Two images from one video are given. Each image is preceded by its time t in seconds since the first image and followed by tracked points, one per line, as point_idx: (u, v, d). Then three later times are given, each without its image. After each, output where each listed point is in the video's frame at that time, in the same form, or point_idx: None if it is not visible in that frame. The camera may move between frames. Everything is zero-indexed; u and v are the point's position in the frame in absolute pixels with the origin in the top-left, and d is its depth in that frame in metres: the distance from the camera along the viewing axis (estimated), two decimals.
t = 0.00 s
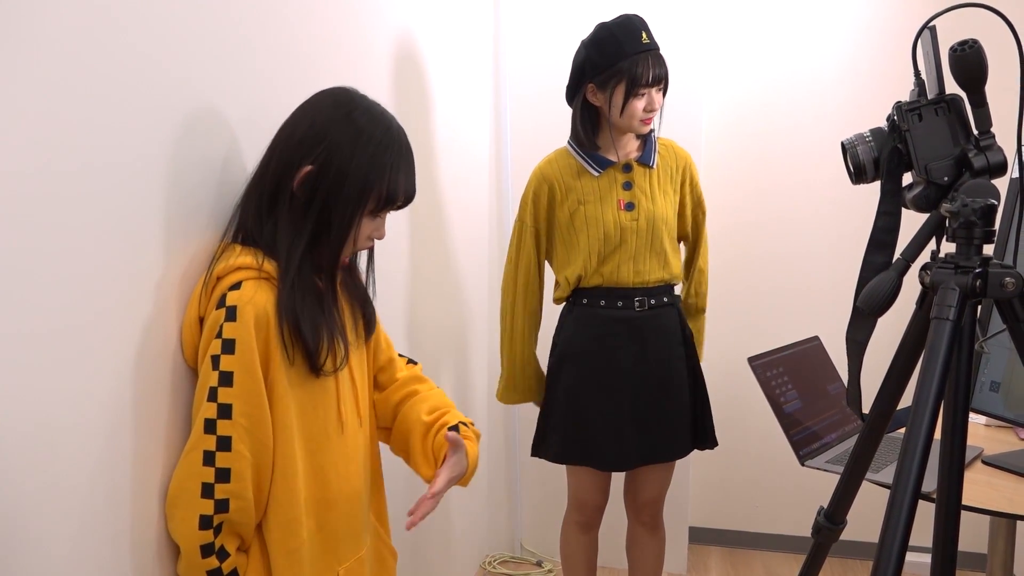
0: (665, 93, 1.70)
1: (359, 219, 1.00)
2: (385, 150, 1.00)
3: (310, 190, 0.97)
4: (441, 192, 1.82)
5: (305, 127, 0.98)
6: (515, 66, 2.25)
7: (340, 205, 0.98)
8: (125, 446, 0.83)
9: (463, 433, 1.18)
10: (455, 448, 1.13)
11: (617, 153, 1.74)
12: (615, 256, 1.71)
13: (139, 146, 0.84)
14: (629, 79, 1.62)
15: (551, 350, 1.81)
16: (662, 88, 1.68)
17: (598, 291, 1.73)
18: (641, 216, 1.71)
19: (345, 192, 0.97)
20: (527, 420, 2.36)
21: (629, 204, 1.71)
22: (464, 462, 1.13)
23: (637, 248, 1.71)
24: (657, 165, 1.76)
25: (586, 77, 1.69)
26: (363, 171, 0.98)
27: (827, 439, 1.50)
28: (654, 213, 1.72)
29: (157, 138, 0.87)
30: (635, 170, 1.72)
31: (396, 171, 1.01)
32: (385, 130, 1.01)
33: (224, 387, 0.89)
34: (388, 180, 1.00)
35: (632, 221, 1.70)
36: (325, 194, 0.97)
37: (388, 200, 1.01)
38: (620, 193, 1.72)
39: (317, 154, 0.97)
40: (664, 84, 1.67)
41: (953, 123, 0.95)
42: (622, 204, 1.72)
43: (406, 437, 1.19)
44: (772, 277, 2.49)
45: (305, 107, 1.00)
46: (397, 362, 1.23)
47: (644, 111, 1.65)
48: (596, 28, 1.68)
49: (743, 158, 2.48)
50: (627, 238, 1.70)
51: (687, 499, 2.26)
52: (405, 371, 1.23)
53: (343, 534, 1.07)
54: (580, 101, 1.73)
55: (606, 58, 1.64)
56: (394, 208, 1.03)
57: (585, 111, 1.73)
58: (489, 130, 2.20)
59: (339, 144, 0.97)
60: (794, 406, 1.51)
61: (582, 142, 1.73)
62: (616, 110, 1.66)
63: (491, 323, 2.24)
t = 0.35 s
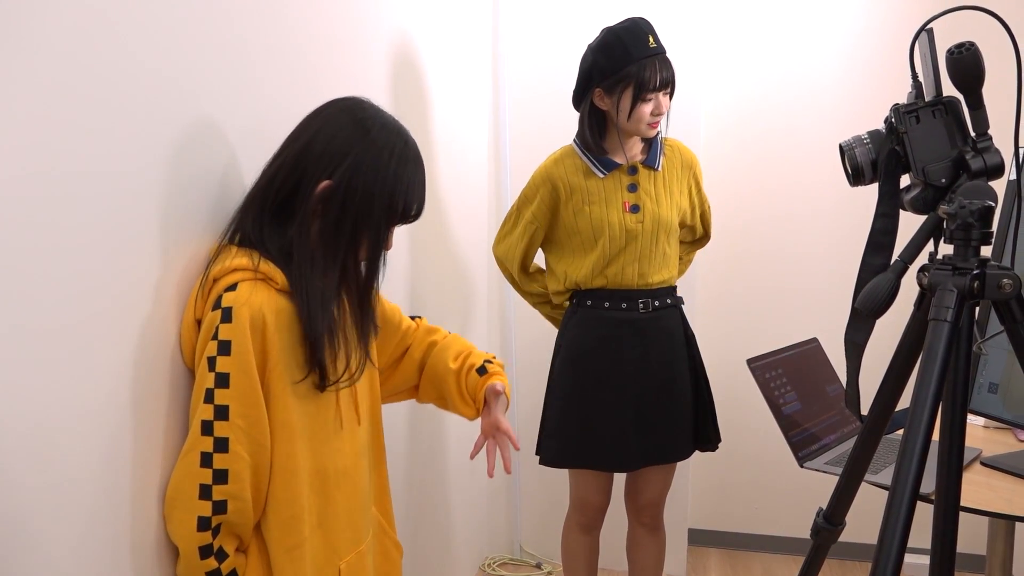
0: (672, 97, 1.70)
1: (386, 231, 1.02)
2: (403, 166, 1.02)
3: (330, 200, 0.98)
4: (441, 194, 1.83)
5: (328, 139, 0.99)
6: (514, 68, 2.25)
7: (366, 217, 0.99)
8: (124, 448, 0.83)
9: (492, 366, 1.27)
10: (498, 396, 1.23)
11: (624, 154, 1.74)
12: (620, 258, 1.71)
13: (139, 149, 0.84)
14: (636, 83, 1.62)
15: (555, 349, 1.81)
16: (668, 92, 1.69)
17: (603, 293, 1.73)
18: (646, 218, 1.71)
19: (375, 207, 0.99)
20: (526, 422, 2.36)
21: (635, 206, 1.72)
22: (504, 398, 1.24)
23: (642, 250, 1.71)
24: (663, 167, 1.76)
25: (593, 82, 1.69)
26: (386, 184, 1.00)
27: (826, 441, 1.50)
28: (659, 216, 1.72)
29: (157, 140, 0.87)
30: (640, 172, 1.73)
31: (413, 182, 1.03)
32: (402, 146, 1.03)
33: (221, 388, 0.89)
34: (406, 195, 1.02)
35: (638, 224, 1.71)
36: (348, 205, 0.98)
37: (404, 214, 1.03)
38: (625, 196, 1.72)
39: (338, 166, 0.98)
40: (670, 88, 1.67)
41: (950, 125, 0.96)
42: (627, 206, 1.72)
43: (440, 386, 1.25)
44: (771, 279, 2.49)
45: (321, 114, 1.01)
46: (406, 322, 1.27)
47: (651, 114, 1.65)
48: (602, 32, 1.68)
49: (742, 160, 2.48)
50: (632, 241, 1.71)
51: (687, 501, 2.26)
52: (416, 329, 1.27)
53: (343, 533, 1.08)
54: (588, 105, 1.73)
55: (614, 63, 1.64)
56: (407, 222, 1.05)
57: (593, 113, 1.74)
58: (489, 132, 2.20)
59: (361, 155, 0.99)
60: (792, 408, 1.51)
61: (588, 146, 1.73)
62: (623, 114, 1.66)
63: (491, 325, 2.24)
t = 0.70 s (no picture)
0: (671, 99, 1.71)
1: (382, 232, 1.01)
2: (401, 164, 1.01)
3: (323, 191, 0.98)
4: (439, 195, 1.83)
5: (327, 138, 1.00)
6: (513, 70, 2.25)
7: (361, 212, 0.98)
8: (123, 446, 0.84)
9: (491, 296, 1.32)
10: (515, 317, 1.29)
11: (624, 155, 1.75)
12: (619, 257, 1.72)
13: (137, 149, 0.84)
14: (635, 86, 1.62)
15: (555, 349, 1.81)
16: (667, 94, 1.69)
17: (601, 293, 1.73)
18: (645, 218, 1.71)
19: (369, 201, 0.98)
20: (525, 422, 2.36)
21: (634, 206, 1.72)
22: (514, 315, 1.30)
23: (640, 250, 1.71)
24: (663, 167, 1.76)
25: (593, 85, 1.70)
26: (382, 182, 0.99)
27: (823, 440, 1.51)
28: (658, 216, 1.72)
29: (154, 140, 0.88)
30: (639, 172, 1.73)
31: (412, 185, 1.01)
32: (404, 145, 1.02)
33: (218, 385, 0.89)
34: (403, 192, 1.00)
35: (637, 224, 1.71)
36: (342, 199, 0.98)
37: (401, 213, 1.01)
38: (625, 196, 1.73)
39: (332, 160, 0.99)
40: (670, 90, 1.68)
41: (946, 125, 0.96)
42: (626, 206, 1.72)
43: (452, 332, 1.28)
44: (769, 279, 2.50)
45: (322, 121, 1.02)
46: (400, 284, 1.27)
47: (651, 117, 1.66)
48: (601, 36, 1.68)
49: (740, 160, 2.49)
50: (631, 240, 1.71)
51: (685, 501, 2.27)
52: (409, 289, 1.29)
53: (342, 527, 1.08)
54: (587, 108, 1.73)
55: (613, 66, 1.64)
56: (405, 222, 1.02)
57: (592, 115, 1.75)
58: (487, 133, 2.21)
59: (356, 153, 0.99)
60: (790, 407, 1.51)
61: (587, 148, 1.73)
62: (623, 117, 1.67)
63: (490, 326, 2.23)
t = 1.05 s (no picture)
0: (671, 106, 1.71)
1: (372, 229, 1.00)
2: (391, 161, 1.01)
3: (314, 190, 0.98)
4: (438, 200, 1.83)
5: (318, 140, 1.01)
6: (513, 75, 2.26)
7: (350, 210, 0.98)
8: (122, 451, 0.84)
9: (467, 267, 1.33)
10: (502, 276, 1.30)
11: (623, 161, 1.74)
12: (617, 262, 1.72)
13: (136, 153, 0.85)
14: (636, 95, 1.63)
15: (554, 354, 1.82)
16: (667, 102, 1.70)
17: (600, 297, 1.74)
18: (644, 223, 1.72)
19: (357, 199, 0.98)
20: (524, 427, 2.36)
21: (632, 211, 1.73)
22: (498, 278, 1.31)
23: (639, 255, 1.72)
24: (662, 172, 1.76)
25: (593, 94, 1.70)
26: (370, 178, 0.99)
27: (822, 445, 1.51)
28: (657, 221, 1.73)
29: (153, 144, 0.88)
30: (639, 177, 1.73)
31: (401, 181, 1.01)
32: (395, 144, 1.02)
33: (218, 390, 0.89)
34: (391, 189, 1.00)
35: (635, 228, 1.72)
36: (331, 198, 0.98)
37: (388, 210, 1.00)
38: (623, 201, 1.73)
39: (323, 158, 0.99)
40: (669, 98, 1.69)
41: (944, 131, 0.96)
42: (624, 211, 1.73)
43: (446, 309, 1.28)
44: (768, 285, 2.50)
45: (317, 128, 1.02)
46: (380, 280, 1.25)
47: (651, 125, 1.66)
48: (601, 45, 1.69)
49: (739, 166, 2.49)
50: (629, 245, 1.71)
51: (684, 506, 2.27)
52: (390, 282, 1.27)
53: (341, 532, 1.08)
54: (587, 116, 1.73)
55: (613, 76, 1.65)
56: (395, 220, 1.01)
57: (592, 123, 1.74)
58: (487, 137, 2.21)
59: (346, 154, 0.99)
60: (789, 412, 1.52)
61: (586, 155, 1.73)
62: (623, 125, 1.67)
63: (489, 330, 2.23)
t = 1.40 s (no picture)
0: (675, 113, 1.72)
1: (367, 245, 1.00)
2: (400, 178, 1.01)
3: (318, 197, 0.99)
4: (441, 205, 1.83)
5: (330, 149, 1.02)
6: (516, 81, 2.26)
7: (350, 224, 0.98)
8: (126, 454, 0.84)
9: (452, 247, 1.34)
10: (486, 242, 1.30)
11: (626, 168, 1.75)
12: (620, 268, 1.72)
13: (142, 158, 0.86)
14: (640, 102, 1.64)
15: (556, 361, 1.81)
16: (672, 109, 1.71)
17: (604, 304, 1.74)
18: (646, 229, 1.72)
19: (358, 209, 0.98)
20: (525, 432, 2.36)
21: (636, 217, 1.73)
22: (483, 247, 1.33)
23: (642, 261, 1.72)
24: (665, 179, 1.77)
25: (597, 100, 1.70)
26: (374, 192, 0.99)
27: (824, 453, 1.51)
28: (660, 227, 1.73)
29: (159, 150, 0.89)
30: (642, 184, 1.74)
31: (405, 200, 1.01)
32: (406, 164, 1.03)
33: (226, 394, 0.90)
34: (394, 204, 1.00)
35: (638, 235, 1.72)
36: (332, 208, 0.98)
37: (387, 226, 1.00)
38: (626, 208, 1.74)
39: (331, 167, 1.00)
40: (673, 105, 1.69)
41: (946, 141, 0.97)
42: (627, 217, 1.73)
43: (442, 296, 1.30)
44: (771, 292, 2.50)
45: (333, 138, 1.03)
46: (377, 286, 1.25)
47: (655, 132, 1.67)
48: (605, 52, 1.70)
49: (741, 173, 2.50)
50: (632, 251, 1.72)
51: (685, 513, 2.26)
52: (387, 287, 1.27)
53: (344, 537, 1.09)
54: (591, 122, 1.74)
55: (617, 82, 1.65)
56: (392, 238, 1.01)
57: (596, 129, 1.74)
58: (490, 143, 2.22)
59: (353, 165, 1.00)
60: (791, 420, 1.52)
61: (591, 161, 1.74)
62: (628, 132, 1.68)
63: (492, 336, 2.23)
